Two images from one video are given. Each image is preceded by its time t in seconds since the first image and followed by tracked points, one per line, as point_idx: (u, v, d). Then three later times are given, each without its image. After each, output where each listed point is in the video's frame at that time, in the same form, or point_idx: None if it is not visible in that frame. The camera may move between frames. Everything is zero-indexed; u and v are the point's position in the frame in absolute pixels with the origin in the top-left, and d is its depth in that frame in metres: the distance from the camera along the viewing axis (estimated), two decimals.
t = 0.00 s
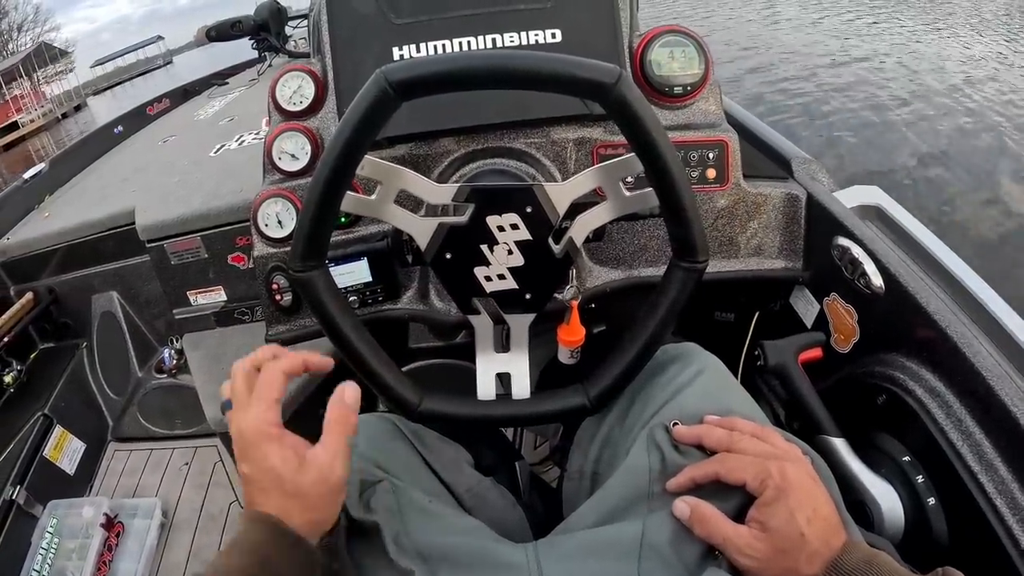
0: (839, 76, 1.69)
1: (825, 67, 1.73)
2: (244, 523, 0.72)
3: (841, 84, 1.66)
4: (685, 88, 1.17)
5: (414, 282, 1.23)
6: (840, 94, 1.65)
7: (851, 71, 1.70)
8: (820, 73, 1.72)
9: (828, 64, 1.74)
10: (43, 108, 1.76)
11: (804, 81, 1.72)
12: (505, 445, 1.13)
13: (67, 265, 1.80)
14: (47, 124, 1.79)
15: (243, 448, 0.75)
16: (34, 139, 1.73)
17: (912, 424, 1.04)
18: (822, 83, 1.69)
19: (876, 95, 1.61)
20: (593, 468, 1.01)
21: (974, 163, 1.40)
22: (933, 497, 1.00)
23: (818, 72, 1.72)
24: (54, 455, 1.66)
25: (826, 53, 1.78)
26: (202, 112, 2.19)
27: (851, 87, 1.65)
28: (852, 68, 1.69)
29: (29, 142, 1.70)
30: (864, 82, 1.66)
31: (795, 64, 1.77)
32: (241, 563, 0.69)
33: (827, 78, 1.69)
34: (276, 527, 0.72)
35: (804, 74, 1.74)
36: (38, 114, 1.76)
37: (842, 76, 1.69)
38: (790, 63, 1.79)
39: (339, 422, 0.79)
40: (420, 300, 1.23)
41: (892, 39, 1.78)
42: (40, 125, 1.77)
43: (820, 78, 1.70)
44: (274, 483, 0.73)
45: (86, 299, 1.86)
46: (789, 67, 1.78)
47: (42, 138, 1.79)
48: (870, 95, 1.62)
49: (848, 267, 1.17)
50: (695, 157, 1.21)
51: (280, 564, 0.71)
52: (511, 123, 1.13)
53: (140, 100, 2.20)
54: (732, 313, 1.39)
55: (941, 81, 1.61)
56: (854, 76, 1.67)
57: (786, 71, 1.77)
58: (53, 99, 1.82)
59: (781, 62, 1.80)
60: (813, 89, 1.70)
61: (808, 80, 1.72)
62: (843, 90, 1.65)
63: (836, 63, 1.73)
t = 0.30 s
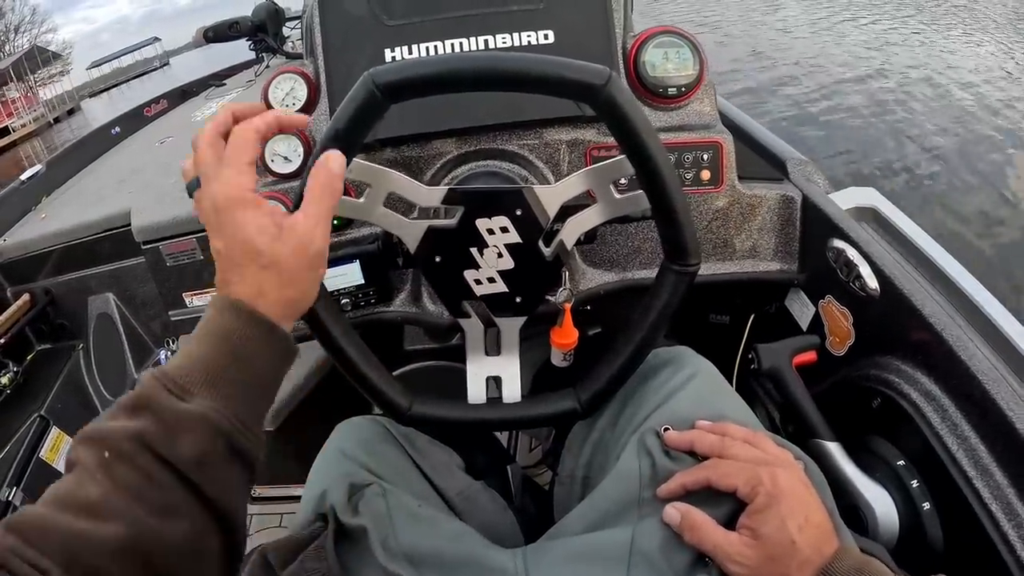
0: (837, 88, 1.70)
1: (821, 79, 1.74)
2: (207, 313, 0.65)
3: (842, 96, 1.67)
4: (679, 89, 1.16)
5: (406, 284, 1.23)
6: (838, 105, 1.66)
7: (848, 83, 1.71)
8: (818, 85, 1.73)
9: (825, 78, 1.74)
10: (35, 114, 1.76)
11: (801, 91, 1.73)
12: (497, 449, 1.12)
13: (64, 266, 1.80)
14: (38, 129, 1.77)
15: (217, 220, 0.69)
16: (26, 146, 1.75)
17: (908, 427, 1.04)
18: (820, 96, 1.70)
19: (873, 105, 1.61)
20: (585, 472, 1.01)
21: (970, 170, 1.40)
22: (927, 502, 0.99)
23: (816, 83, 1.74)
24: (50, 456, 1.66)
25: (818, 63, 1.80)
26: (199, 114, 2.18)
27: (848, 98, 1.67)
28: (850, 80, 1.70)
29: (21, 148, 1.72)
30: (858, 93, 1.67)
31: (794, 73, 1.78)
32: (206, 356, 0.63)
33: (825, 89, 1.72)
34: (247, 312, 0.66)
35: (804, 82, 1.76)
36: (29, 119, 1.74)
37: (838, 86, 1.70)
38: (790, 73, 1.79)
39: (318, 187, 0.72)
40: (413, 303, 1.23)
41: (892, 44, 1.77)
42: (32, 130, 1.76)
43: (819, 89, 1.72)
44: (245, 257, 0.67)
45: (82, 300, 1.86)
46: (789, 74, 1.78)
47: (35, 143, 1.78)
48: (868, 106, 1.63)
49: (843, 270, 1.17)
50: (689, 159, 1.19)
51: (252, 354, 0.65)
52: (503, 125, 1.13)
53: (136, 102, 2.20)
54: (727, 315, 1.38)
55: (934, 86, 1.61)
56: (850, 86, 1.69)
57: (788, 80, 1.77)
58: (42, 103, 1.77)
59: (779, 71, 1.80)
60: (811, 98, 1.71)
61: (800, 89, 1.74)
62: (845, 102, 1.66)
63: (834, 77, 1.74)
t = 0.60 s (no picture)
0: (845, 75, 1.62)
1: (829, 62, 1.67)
2: (222, 208, 0.66)
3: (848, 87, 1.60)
4: (675, 89, 1.16)
5: (401, 286, 1.23)
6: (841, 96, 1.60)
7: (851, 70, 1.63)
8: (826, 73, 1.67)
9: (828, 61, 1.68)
10: (26, 119, 1.83)
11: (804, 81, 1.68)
12: (492, 451, 1.12)
13: (64, 266, 1.77)
14: (29, 135, 1.83)
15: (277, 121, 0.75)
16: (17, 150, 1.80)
17: (906, 428, 1.03)
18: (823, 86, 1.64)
19: (880, 96, 1.53)
20: (580, 474, 1.00)
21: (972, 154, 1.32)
22: (926, 505, 0.98)
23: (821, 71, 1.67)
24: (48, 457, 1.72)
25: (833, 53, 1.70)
26: (196, 115, 2.18)
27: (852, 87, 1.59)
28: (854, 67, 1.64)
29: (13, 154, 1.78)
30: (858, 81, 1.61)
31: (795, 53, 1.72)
32: (216, 242, 0.63)
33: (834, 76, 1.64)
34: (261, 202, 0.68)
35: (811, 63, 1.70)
36: (20, 126, 1.80)
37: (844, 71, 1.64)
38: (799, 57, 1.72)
39: (375, 121, 0.75)
40: (409, 304, 1.23)
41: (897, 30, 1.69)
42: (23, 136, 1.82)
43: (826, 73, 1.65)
44: (280, 160, 0.71)
45: (81, 300, 1.82)
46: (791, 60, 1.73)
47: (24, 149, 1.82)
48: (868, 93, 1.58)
49: (841, 270, 1.16)
50: (685, 158, 1.19)
51: (258, 246, 0.65)
52: (498, 125, 1.12)
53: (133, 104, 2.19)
54: (724, 317, 1.38)
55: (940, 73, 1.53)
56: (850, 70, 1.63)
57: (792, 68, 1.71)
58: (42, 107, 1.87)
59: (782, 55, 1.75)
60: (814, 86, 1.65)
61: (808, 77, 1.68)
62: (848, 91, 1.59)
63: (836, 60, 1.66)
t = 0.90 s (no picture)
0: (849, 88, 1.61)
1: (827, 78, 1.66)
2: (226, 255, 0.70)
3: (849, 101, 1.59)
4: (676, 90, 1.16)
5: (403, 288, 1.24)
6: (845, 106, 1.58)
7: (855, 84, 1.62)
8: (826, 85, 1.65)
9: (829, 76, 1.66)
10: (20, 124, 1.55)
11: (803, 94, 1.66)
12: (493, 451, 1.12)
13: (62, 269, 1.79)
14: (23, 141, 1.56)
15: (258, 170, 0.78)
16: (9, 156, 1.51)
17: (907, 428, 1.03)
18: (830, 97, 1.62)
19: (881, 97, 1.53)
20: (581, 474, 1.01)
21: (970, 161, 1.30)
22: (926, 504, 0.99)
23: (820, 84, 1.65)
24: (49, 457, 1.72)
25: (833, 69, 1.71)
26: (197, 117, 2.18)
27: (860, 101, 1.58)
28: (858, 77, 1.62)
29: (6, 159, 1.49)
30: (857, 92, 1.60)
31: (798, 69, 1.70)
32: (224, 287, 0.67)
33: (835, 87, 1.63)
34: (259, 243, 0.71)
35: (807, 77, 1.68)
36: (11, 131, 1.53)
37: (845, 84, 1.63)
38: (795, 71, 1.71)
39: (354, 158, 0.79)
40: (410, 304, 1.24)
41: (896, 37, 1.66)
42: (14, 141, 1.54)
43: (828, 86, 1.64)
44: (271, 201, 0.75)
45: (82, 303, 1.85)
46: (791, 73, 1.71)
47: (19, 156, 1.55)
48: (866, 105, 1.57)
49: (841, 270, 1.16)
50: (686, 159, 1.19)
51: (266, 292, 0.69)
52: (499, 125, 1.12)
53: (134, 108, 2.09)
54: (725, 317, 1.38)
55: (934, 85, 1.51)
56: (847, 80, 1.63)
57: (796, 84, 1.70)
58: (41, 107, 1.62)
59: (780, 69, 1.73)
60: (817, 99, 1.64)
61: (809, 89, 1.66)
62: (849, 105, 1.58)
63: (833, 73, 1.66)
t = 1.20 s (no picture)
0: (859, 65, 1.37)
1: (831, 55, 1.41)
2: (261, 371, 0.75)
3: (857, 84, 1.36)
4: (674, 91, 1.17)
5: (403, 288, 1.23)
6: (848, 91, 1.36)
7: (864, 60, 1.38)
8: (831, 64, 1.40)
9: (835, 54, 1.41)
10: (13, 129, 1.65)
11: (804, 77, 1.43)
12: (493, 452, 1.13)
13: (65, 271, 1.81)
14: (16, 147, 1.66)
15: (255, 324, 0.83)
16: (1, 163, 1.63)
17: (906, 429, 1.04)
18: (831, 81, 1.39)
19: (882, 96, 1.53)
20: (579, 475, 1.01)
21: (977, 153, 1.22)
22: (925, 504, 0.99)
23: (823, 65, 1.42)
24: (51, 459, 1.70)
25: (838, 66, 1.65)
26: (199, 119, 2.19)
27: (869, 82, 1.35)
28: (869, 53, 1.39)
29: None
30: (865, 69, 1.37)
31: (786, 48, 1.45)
32: (258, 396, 0.72)
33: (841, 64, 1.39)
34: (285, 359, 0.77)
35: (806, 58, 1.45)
36: (6, 136, 1.63)
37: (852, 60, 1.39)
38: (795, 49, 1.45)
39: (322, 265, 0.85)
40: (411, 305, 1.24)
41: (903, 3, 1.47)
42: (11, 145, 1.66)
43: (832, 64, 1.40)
44: (281, 324, 0.81)
45: (83, 305, 1.88)
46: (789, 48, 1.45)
47: (13, 161, 1.68)
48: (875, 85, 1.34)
49: (840, 271, 1.17)
50: (684, 160, 1.20)
51: (298, 396, 0.74)
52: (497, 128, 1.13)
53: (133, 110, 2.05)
54: (725, 317, 1.38)
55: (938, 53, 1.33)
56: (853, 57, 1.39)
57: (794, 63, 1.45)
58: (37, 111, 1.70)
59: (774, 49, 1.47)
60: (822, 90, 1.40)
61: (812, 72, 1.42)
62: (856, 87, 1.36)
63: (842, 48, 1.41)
